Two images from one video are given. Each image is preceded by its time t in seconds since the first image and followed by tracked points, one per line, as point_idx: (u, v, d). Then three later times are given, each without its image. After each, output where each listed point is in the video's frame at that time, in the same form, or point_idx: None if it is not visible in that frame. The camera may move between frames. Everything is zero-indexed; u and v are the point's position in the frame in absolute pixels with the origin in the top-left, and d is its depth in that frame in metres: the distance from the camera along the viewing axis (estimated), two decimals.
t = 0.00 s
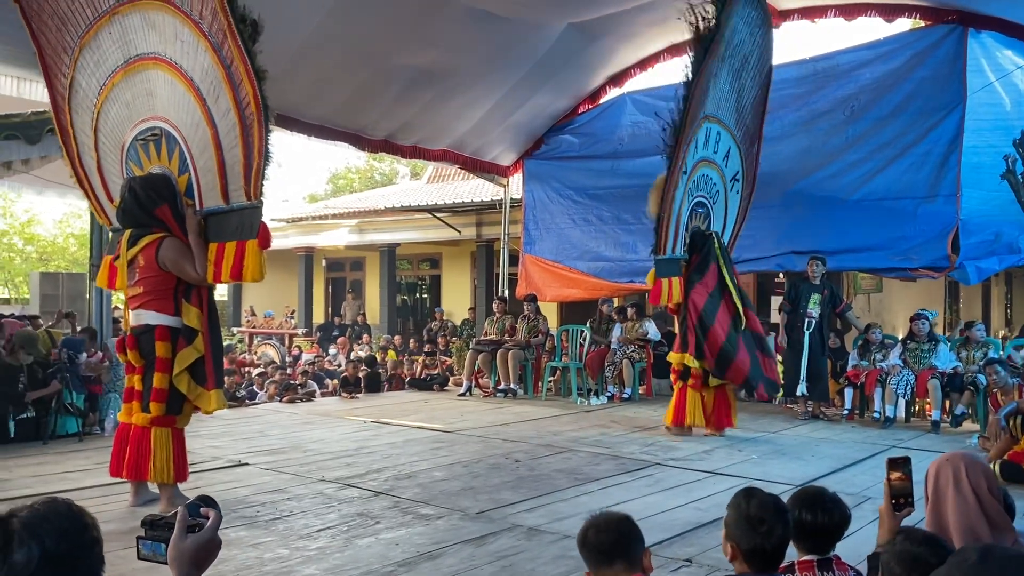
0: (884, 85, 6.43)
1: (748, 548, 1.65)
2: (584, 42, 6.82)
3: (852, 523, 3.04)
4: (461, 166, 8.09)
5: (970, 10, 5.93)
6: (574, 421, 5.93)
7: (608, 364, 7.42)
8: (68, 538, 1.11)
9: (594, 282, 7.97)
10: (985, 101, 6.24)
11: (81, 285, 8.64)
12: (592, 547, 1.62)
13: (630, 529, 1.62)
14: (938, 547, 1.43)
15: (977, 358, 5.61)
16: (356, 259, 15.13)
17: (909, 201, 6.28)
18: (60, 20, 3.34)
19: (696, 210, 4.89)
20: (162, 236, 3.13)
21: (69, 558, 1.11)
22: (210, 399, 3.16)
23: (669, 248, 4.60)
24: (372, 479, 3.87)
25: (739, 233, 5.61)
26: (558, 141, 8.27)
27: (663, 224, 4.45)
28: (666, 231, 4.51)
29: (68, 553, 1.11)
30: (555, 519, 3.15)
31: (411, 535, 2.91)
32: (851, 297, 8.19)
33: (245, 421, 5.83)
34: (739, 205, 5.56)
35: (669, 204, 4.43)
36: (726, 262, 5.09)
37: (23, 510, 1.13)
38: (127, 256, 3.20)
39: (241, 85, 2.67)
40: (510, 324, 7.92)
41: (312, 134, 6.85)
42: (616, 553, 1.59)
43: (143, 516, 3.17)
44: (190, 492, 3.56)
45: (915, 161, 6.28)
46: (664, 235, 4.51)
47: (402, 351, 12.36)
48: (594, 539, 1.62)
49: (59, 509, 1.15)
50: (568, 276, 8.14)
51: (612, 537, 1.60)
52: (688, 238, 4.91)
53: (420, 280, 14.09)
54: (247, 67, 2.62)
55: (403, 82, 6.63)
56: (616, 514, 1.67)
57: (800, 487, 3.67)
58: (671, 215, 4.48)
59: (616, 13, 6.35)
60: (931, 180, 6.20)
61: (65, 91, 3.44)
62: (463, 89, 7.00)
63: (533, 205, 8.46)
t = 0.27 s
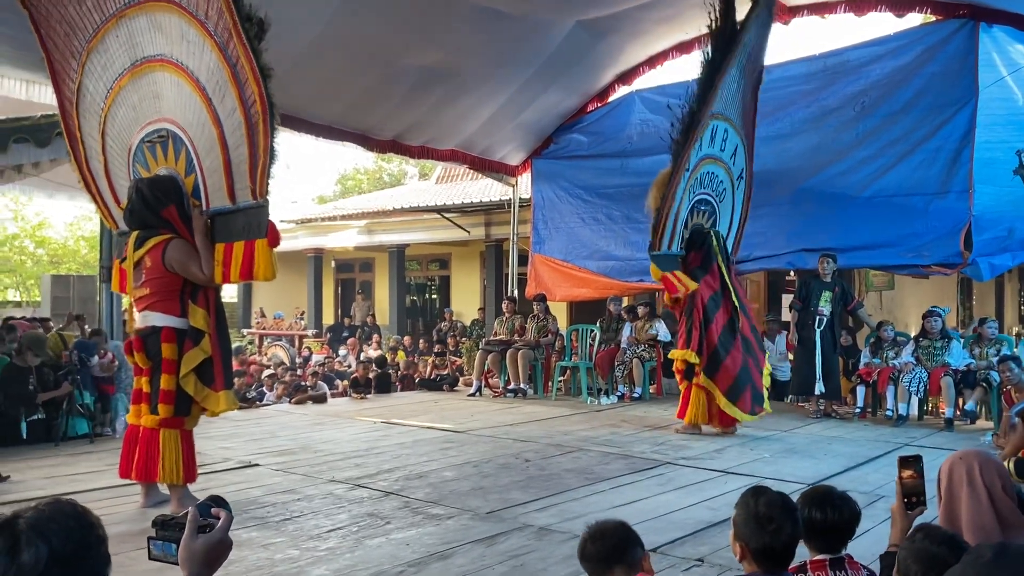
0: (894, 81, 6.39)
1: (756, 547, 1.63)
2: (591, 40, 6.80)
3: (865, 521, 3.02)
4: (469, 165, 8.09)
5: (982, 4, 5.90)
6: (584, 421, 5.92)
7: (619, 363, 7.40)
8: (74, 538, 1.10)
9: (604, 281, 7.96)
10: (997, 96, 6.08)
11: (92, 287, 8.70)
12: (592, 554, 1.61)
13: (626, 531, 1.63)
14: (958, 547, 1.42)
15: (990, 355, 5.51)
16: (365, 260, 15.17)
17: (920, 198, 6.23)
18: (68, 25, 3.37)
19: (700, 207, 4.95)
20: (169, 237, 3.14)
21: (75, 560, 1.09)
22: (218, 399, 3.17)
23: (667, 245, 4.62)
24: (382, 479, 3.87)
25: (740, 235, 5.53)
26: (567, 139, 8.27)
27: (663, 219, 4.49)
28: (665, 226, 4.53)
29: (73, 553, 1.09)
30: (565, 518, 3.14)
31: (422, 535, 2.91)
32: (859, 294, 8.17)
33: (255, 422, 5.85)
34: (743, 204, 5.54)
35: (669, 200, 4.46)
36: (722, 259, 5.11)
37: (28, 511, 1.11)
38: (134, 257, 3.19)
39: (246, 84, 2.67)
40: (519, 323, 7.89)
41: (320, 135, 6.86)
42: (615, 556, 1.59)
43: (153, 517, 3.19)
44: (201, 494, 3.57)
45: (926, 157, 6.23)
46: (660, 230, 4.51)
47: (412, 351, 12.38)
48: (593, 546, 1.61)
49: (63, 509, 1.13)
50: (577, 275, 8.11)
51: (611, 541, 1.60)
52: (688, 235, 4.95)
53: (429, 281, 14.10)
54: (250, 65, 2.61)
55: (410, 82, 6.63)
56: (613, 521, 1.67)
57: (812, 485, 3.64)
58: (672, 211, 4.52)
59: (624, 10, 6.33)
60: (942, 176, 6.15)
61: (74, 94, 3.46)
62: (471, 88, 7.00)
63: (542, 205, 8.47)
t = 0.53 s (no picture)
0: (898, 71, 6.36)
1: (757, 539, 1.63)
2: (591, 32, 6.77)
3: (868, 513, 3.02)
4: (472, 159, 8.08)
5: None
6: (588, 414, 5.92)
7: (623, 356, 7.38)
8: (72, 533, 1.08)
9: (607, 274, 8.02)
10: (1002, 86, 6.04)
11: (97, 283, 8.73)
12: (600, 525, 1.61)
13: (638, 504, 1.61)
14: (960, 534, 1.42)
15: (994, 346, 5.53)
16: (369, 255, 15.19)
17: (924, 188, 6.20)
18: (69, 21, 3.37)
19: (694, 197, 5.02)
20: (168, 232, 3.14)
21: (72, 555, 1.08)
22: (218, 395, 3.17)
23: (650, 235, 4.69)
24: (387, 473, 3.88)
25: (749, 227, 5.50)
26: (569, 133, 8.25)
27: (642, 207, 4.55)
28: (645, 214, 4.58)
29: (71, 548, 1.08)
30: (569, 511, 3.15)
31: (425, 529, 2.92)
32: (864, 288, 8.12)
33: (260, 417, 5.87)
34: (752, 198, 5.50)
35: (648, 187, 4.52)
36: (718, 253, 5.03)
37: (25, 506, 1.10)
38: (135, 251, 3.20)
39: (244, 80, 2.68)
40: (523, 317, 7.92)
41: (322, 130, 6.85)
42: (620, 531, 1.58)
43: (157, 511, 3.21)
44: (206, 488, 3.59)
45: (931, 148, 6.19)
46: (641, 219, 4.54)
47: (417, 345, 12.40)
48: (602, 516, 1.61)
49: (60, 503, 1.12)
50: (582, 269, 8.13)
51: (618, 514, 1.59)
52: (681, 227, 4.99)
53: (433, 275, 14.11)
54: (247, 62, 2.64)
55: (413, 76, 6.62)
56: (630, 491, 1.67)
57: (816, 477, 3.64)
58: (653, 198, 4.59)
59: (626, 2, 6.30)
60: (947, 167, 6.11)
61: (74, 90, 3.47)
62: (473, 82, 6.99)
63: (545, 198, 8.45)
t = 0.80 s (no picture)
0: (899, 61, 6.34)
1: (758, 528, 1.63)
2: (589, 24, 6.73)
3: (869, 503, 3.02)
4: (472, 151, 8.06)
5: None
6: (588, 405, 5.92)
7: (622, 348, 7.39)
8: (66, 528, 1.07)
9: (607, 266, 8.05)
10: (1003, 75, 5.92)
11: (97, 276, 8.73)
12: (618, 494, 1.54)
13: (658, 478, 1.53)
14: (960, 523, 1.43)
15: (996, 337, 5.46)
16: (369, 247, 15.17)
17: (924, 178, 6.19)
18: (70, 13, 3.34)
19: (688, 187, 4.99)
20: (163, 224, 3.12)
21: (66, 552, 1.06)
22: (214, 387, 3.17)
23: (630, 223, 4.68)
24: (387, 465, 3.88)
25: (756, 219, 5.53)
26: (569, 124, 8.22)
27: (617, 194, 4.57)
28: (622, 201, 4.60)
29: (65, 543, 1.06)
30: (570, 502, 3.15)
31: (426, 520, 2.92)
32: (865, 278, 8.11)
33: (261, 409, 5.88)
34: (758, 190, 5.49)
35: (621, 174, 4.55)
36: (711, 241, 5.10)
37: (18, 500, 1.09)
38: (130, 243, 3.19)
39: (236, 70, 2.66)
40: (523, 309, 7.92)
41: (321, 121, 6.83)
42: (636, 507, 1.51)
43: (157, 503, 3.21)
44: (206, 480, 3.59)
45: (932, 137, 6.16)
46: (614, 205, 4.52)
47: (417, 337, 12.40)
48: (622, 485, 1.53)
49: (53, 497, 1.10)
50: (581, 260, 8.16)
51: (638, 489, 1.51)
52: (673, 218, 5.00)
53: (433, 267, 14.10)
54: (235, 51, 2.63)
55: (412, 67, 6.59)
56: (654, 461, 1.59)
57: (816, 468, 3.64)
58: (629, 186, 4.62)
59: None
60: (947, 157, 6.08)
61: (76, 83, 3.46)
62: (472, 73, 6.97)
63: (545, 189, 8.42)
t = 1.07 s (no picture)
0: (897, 55, 6.33)
1: (755, 522, 1.62)
2: (588, 17, 6.72)
3: (864, 498, 3.02)
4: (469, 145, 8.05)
5: None
6: (585, 399, 5.93)
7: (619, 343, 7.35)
8: (53, 520, 1.07)
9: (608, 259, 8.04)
10: (1000, 70, 5.99)
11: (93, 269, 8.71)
12: (643, 491, 1.46)
13: (686, 491, 1.43)
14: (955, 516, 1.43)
15: (991, 331, 5.53)
16: (366, 241, 15.16)
17: (922, 172, 6.19)
18: (70, 7, 3.31)
19: (683, 180, 4.94)
20: (155, 217, 3.11)
21: (48, 543, 1.05)
22: (207, 381, 3.18)
23: (618, 217, 4.60)
24: (383, 458, 3.88)
25: (764, 213, 5.55)
26: (567, 118, 8.22)
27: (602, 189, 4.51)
28: (608, 195, 4.54)
29: (53, 536, 1.06)
30: (566, 495, 3.16)
31: (422, 514, 2.92)
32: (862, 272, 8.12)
33: (257, 403, 5.88)
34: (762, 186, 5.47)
35: (605, 169, 4.47)
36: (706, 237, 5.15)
37: (7, 492, 1.09)
38: (123, 236, 3.18)
39: (222, 63, 2.64)
40: (520, 303, 7.92)
41: (318, 115, 6.81)
42: (658, 513, 1.44)
43: (153, 497, 3.20)
44: (202, 474, 3.59)
45: (929, 131, 6.16)
46: (600, 200, 4.48)
47: (414, 331, 12.40)
48: (649, 484, 1.45)
49: (40, 490, 1.10)
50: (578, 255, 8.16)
51: (663, 495, 1.43)
52: (669, 213, 4.97)
53: (430, 261, 14.09)
54: (222, 43, 2.62)
55: (410, 60, 6.56)
56: (691, 461, 1.49)
57: (812, 462, 3.65)
58: (615, 179, 4.55)
59: None
60: (945, 151, 6.08)
61: (76, 77, 3.44)
62: (470, 66, 6.95)
63: (544, 182, 8.37)
